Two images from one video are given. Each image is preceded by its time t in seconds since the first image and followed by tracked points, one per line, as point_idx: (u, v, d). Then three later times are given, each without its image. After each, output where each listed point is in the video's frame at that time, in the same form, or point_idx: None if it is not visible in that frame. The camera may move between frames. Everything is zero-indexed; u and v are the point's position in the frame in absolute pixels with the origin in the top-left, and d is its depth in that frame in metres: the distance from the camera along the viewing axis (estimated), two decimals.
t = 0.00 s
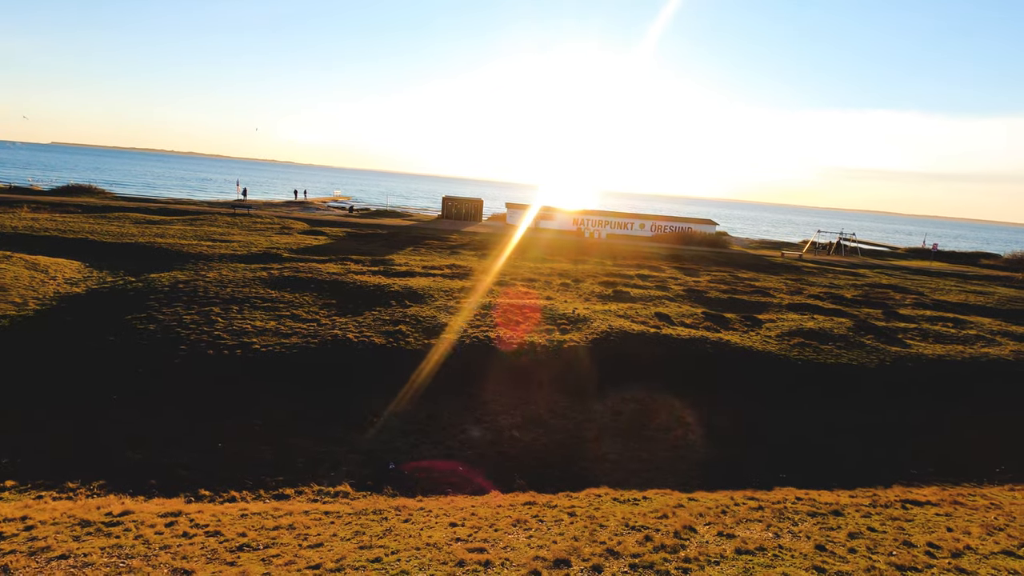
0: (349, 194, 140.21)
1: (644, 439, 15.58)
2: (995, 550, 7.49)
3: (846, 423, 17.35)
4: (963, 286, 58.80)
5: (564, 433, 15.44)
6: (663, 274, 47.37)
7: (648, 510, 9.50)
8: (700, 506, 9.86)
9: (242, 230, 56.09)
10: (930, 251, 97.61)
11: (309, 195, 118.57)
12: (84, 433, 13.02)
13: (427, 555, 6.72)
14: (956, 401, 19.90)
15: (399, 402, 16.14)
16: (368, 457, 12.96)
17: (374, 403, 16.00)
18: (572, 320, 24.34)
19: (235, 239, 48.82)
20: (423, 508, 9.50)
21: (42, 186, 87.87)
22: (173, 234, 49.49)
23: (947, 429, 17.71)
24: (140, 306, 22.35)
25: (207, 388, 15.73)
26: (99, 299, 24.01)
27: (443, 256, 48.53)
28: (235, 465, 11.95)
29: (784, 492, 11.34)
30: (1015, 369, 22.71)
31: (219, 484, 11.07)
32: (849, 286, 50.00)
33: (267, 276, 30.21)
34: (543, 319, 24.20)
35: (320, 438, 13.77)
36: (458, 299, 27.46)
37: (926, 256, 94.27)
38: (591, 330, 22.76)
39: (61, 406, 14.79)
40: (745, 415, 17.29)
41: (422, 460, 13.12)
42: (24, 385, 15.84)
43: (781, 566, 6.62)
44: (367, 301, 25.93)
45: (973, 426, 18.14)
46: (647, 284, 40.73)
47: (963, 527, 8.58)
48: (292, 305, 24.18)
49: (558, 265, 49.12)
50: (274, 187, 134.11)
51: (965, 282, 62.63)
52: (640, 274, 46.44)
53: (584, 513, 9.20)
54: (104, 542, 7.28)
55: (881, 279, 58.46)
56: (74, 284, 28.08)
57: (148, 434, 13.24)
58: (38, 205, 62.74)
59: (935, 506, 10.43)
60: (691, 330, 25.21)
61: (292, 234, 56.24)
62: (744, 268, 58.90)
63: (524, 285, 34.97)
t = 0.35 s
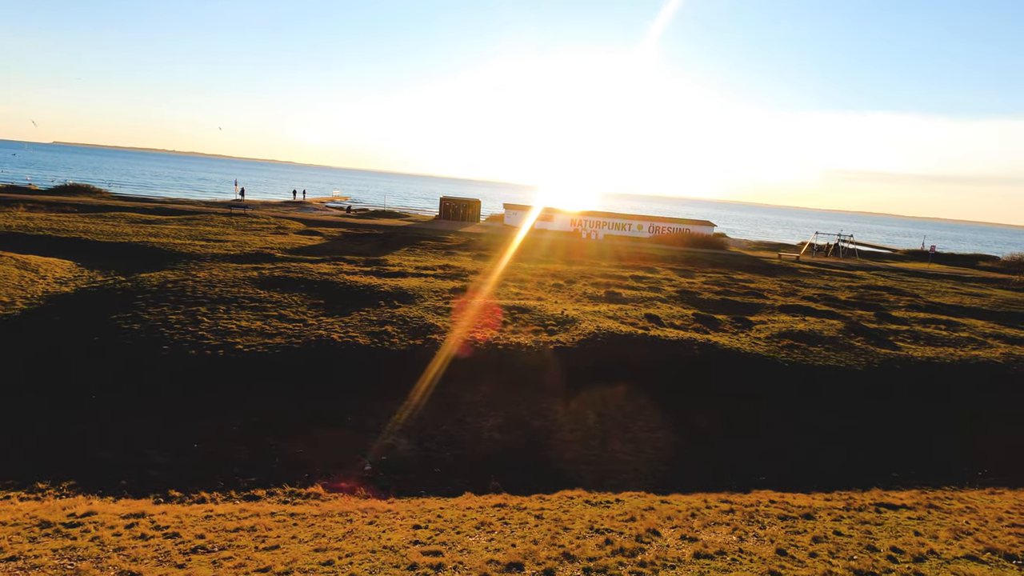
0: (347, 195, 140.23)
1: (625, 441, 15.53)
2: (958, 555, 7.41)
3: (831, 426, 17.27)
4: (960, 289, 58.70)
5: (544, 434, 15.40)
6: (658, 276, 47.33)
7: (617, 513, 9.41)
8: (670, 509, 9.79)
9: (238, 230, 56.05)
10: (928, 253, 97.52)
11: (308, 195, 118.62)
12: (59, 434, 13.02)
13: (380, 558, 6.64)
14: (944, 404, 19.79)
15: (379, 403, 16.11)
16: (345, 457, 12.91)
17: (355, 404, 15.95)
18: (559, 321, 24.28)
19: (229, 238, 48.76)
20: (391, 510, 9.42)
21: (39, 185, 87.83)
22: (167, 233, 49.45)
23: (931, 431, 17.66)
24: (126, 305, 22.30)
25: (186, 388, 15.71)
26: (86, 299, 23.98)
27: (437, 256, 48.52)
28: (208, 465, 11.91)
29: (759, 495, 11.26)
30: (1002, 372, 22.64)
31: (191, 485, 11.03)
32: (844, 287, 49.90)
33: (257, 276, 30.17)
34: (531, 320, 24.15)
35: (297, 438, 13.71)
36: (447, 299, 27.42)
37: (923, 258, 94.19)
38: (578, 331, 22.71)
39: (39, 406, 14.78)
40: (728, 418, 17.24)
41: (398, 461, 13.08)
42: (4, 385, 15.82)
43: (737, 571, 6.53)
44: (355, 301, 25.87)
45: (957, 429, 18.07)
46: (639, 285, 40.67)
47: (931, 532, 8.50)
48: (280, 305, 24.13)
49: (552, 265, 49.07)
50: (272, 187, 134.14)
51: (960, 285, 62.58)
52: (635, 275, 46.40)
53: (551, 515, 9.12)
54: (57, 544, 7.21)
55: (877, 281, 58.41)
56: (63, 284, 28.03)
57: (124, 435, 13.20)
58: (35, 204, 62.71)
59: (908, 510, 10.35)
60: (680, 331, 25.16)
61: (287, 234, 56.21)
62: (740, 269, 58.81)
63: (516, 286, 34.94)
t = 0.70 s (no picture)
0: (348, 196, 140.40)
1: (609, 442, 15.41)
2: (927, 558, 7.29)
3: (819, 428, 17.12)
4: (959, 290, 58.44)
5: (528, 435, 15.29)
6: (654, 277, 47.24)
7: (589, 513, 9.29)
8: (644, 510, 9.68)
9: (235, 230, 56.11)
10: (930, 254, 97.20)
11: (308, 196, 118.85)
12: (36, 434, 13.00)
13: (335, 559, 6.54)
14: (935, 407, 19.58)
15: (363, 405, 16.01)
16: (323, 456, 12.76)
17: (337, 404, 15.87)
18: (550, 321, 24.17)
19: (226, 239, 48.81)
20: (361, 511, 9.33)
21: (40, 186, 88.10)
22: (164, 234, 49.51)
23: (921, 434, 17.46)
24: (115, 305, 22.27)
25: (168, 387, 15.67)
26: (76, 298, 23.97)
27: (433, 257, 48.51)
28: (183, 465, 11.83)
29: (738, 496, 11.12)
30: (997, 374, 22.40)
31: (164, 485, 10.94)
32: (842, 289, 49.73)
33: (249, 276, 30.16)
34: (521, 320, 24.06)
35: (276, 437, 13.62)
36: (438, 299, 27.33)
37: (925, 260, 93.74)
38: (568, 331, 22.59)
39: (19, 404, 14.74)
40: (713, 419, 17.16)
41: (376, 460, 12.94)
42: None
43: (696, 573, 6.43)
44: (345, 301, 25.82)
45: (947, 431, 17.87)
46: (635, 286, 40.49)
47: (905, 533, 8.38)
48: (270, 305, 24.08)
49: (549, 266, 48.90)
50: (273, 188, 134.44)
51: (961, 286, 62.22)
52: (631, 276, 46.30)
53: (520, 516, 9.01)
54: (12, 543, 7.14)
55: (876, 283, 58.21)
56: (55, 283, 28.05)
57: (103, 434, 13.17)
58: (34, 205, 62.91)
59: (887, 511, 10.21)
60: (671, 332, 25.01)
61: (284, 235, 56.22)
62: (738, 270, 58.62)
63: (510, 287, 34.82)
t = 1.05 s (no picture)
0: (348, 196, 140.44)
1: (590, 442, 15.31)
2: (888, 563, 7.18)
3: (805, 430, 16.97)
4: (957, 292, 58.23)
5: (509, 434, 15.20)
6: (649, 277, 47.16)
7: (556, 515, 9.20)
8: (613, 512, 9.57)
9: (231, 230, 56.10)
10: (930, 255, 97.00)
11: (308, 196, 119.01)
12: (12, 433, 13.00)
13: (284, 562, 6.46)
14: (924, 409, 19.42)
15: (345, 405, 15.93)
16: (299, 456, 12.68)
17: (317, 404, 15.81)
18: (539, 322, 24.07)
19: (221, 239, 48.77)
20: (326, 512, 9.25)
21: (39, 186, 88.30)
22: (159, 233, 49.53)
23: (907, 437, 17.32)
24: (102, 304, 22.23)
25: (148, 386, 15.63)
26: (64, 297, 23.93)
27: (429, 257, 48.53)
28: (156, 464, 11.78)
29: (713, 498, 11.02)
30: (988, 377, 22.22)
31: (134, 485, 10.88)
32: (838, 290, 49.59)
33: (240, 275, 30.11)
34: (509, 320, 23.97)
35: (253, 436, 13.57)
36: (428, 299, 27.25)
37: (925, 262, 93.45)
38: (555, 332, 22.50)
39: None
40: (697, 421, 17.07)
41: (352, 460, 12.85)
42: None
43: None
44: (334, 301, 25.76)
45: (936, 434, 17.71)
46: (630, 287, 40.38)
47: (873, 537, 8.27)
48: (258, 305, 24.03)
49: (546, 267, 48.84)
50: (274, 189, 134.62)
51: (960, 288, 61.96)
52: (626, 277, 46.21)
53: (486, 518, 8.90)
54: None
55: (873, 284, 58.07)
56: (45, 282, 28.01)
57: (79, 433, 13.17)
58: (32, 205, 63.01)
59: (861, 514, 10.10)
60: (661, 333, 24.88)
61: (280, 235, 56.21)
62: (735, 272, 58.47)
63: (503, 287, 34.73)
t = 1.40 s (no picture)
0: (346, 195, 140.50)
1: (569, 440, 15.29)
2: (845, 560, 7.11)
3: (787, 429, 16.91)
4: (953, 292, 58.15)
5: (487, 432, 15.16)
6: (643, 277, 47.10)
7: (520, 512, 9.15)
8: (579, 509, 9.54)
9: (226, 228, 56.06)
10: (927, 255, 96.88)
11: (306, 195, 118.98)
12: None
13: (229, 557, 6.42)
14: (910, 409, 19.34)
15: (323, 402, 15.90)
16: (272, 453, 12.64)
17: (296, 401, 15.80)
18: (525, 320, 24.03)
19: (215, 237, 48.75)
20: (289, 508, 9.21)
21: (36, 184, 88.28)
22: (153, 231, 49.49)
23: (889, 436, 17.25)
24: (87, 301, 22.20)
25: (125, 381, 15.60)
26: (50, 294, 23.90)
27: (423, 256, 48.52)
28: (127, 460, 11.75)
29: (684, 496, 10.95)
30: (974, 377, 22.15)
31: (102, 481, 10.84)
32: (833, 290, 49.52)
33: (230, 273, 30.08)
34: (496, 319, 23.93)
35: (227, 432, 13.54)
36: (416, 297, 27.19)
37: (922, 262, 93.33)
38: (541, 330, 22.44)
39: None
40: (678, 419, 17.05)
41: (325, 458, 12.81)
42: None
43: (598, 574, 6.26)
44: (322, 299, 25.73)
45: (920, 433, 17.67)
46: (623, 286, 40.31)
47: (835, 535, 8.20)
48: (245, 302, 24.00)
49: (540, 266, 48.79)
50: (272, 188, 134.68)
51: (955, 289, 61.87)
52: (620, 276, 46.16)
53: (448, 514, 8.86)
54: None
55: (869, 284, 58.00)
56: (33, 279, 27.96)
57: (53, 428, 13.16)
58: (28, 202, 63.03)
59: (830, 512, 10.03)
60: (648, 331, 24.80)
61: (275, 233, 56.19)
62: (730, 271, 58.43)
63: (494, 286, 34.66)
